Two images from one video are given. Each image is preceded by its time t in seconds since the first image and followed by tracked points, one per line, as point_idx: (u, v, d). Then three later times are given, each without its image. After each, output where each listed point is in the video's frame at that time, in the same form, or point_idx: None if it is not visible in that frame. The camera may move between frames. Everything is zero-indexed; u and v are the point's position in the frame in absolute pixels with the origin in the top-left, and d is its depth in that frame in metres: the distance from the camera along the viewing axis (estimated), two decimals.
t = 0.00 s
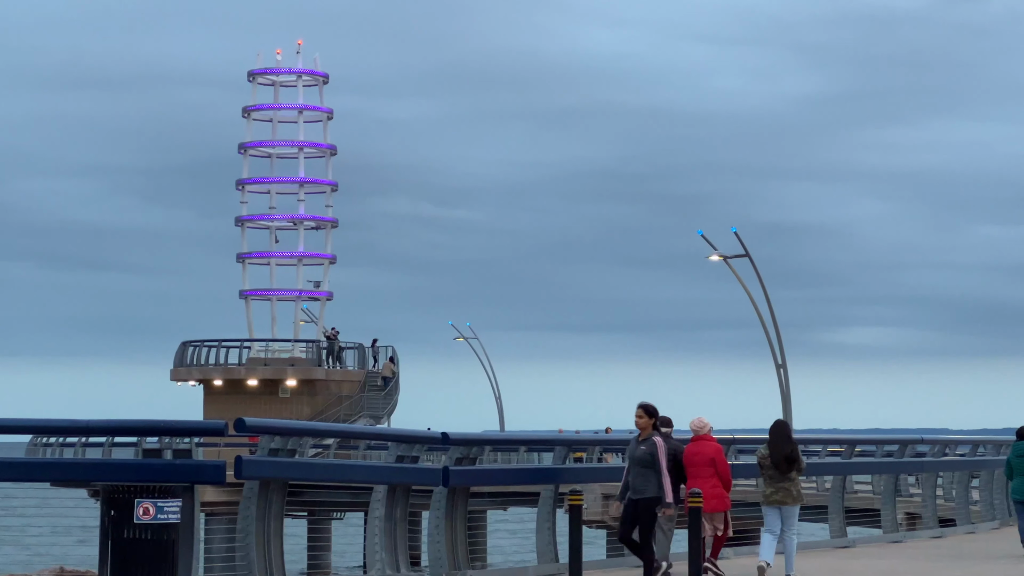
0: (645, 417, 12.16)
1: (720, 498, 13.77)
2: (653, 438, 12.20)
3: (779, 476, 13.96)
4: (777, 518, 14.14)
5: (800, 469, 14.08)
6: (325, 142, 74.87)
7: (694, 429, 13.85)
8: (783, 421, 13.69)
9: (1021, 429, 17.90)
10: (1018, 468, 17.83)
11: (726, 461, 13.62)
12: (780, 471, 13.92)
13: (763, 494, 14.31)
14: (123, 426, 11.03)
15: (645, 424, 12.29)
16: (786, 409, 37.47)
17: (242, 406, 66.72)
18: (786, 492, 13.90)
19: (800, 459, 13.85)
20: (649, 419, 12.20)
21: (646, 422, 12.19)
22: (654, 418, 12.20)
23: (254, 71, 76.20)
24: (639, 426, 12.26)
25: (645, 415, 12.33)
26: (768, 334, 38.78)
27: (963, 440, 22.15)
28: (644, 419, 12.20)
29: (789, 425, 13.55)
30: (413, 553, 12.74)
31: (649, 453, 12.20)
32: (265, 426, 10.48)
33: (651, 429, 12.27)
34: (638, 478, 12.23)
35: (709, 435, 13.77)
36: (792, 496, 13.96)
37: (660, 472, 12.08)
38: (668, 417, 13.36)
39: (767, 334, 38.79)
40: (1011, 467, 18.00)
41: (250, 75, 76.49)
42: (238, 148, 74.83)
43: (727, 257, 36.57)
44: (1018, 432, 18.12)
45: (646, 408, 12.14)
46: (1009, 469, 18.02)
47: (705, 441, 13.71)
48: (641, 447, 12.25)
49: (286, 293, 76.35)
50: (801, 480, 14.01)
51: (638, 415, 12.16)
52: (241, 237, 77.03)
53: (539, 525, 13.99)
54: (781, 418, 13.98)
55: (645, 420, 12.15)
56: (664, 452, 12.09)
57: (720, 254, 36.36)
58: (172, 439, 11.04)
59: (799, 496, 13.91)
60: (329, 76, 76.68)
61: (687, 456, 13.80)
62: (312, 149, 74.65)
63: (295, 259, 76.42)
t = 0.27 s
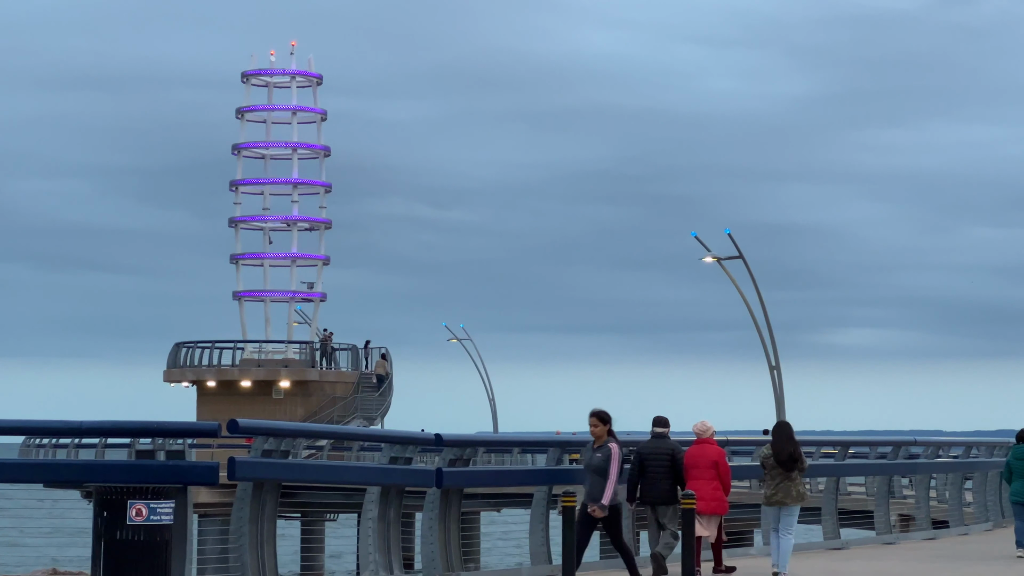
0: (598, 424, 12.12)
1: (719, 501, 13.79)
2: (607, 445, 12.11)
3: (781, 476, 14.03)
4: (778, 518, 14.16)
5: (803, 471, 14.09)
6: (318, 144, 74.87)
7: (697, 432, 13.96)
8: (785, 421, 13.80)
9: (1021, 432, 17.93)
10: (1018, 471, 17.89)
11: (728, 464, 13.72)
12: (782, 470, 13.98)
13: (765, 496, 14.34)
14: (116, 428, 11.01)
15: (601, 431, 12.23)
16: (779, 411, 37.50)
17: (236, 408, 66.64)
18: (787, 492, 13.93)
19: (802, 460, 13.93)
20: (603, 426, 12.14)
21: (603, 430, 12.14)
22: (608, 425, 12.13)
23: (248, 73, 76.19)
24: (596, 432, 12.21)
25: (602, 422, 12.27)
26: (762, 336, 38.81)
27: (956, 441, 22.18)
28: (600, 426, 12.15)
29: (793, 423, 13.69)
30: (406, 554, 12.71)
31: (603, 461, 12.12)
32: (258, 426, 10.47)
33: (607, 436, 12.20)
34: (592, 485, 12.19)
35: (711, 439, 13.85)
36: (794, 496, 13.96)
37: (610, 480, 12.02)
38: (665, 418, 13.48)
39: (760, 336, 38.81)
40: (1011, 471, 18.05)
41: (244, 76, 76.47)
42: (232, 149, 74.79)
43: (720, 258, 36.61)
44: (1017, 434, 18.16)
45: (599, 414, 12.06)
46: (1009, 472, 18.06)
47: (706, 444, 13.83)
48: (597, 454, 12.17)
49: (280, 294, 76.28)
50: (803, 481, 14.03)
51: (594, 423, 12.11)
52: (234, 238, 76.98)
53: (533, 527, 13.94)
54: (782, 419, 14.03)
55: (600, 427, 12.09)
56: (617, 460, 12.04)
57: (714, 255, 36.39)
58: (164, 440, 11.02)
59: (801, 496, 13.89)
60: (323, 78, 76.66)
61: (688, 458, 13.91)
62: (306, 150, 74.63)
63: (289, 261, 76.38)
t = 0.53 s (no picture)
0: (552, 422, 12.05)
1: (721, 503, 13.82)
2: (564, 441, 12.12)
3: (777, 478, 14.02)
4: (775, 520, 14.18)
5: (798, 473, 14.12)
6: (310, 145, 74.82)
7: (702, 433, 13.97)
8: (780, 425, 13.78)
9: (1019, 434, 17.93)
10: (1015, 472, 17.91)
11: (730, 467, 13.77)
12: (777, 473, 13.98)
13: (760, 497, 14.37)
14: (108, 429, 11.00)
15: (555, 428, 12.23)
16: (770, 413, 37.52)
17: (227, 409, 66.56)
18: (782, 493, 13.96)
19: (797, 463, 13.95)
20: (555, 424, 12.10)
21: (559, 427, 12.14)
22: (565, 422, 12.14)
23: (239, 74, 76.16)
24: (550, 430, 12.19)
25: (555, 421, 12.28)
26: (753, 338, 38.83)
27: (947, 443, 22.20)
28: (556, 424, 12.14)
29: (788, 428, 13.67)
30: (397, 556, 12.71)
31: (560, 456, 12.09)
32: (249, 428, 10.46)
33: (559, 433, 12.18)
34: (546, 481, 12.10)
35: (716, 440, 13.87)
36: (788, 498, 14.02)
37: (567, 474, 11.97)
38: (663, 420, 13.54)
39: (752, 338, 38.83)
40: (1007, 472, 18.06)
41: (235, 77, 76.42)
42: (223, 150, 74.74)
43: (711, 260, 36.61)
44: (1015, 435, 18.16)
45: (554, 414, 12.04)
46: (1005, 474, 18.07)
47: (710, 445, 13.87)
48: (552, 450, 12.14)
49: (271, 294, 76.20)
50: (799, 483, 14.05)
51: (546, 422, 12.06)
52: (225, 239, 76.90)
53: (524, 529, 13.95)
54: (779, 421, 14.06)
55: (557, 423, 12.06)
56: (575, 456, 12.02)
57: (705, 257, 36.41)
58: (155, 441, 11.00)
59: (794, 498, 13.97)
60: (315, 79, 76.64)
61: (691, 459, 13.94)
62: (297, 151, 74.60)
63: (280, 262, 76.32)
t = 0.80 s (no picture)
0: (513, 428, 11.09)
1: (720, 502, 13.84)
2: (524, 446, 11.22)
3: (770, 476, 14.05)
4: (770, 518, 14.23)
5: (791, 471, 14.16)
6: (300, 144, 74.78)
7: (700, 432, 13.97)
8: (772, 423, 13.81)
9: (1013, 434, 17.95)
10: (1008, 472, 17.94)
11: (728, 467, 13.79)
12: (769, 472, 14.01)
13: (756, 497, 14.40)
14: (98, 429, 10.99)
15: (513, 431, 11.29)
16: (760, 412, 37.58)
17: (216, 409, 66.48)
18: (775, 492, 13.98)
19: (789, 461, 13.98)
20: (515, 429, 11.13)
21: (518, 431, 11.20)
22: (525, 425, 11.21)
23: (230, 73, 76.11)
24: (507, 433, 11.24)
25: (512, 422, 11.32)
26: (743, 337, 38.90)
27: (936, 443, 22.26)
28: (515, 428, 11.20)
29: (780, 427, 13.71)
30: (387, 556, 12.72)
31: (520, 462, 11.21)
32: (240, 427, 10.46)
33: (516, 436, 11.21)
34: (505, 487, 11.23)
35: (714, 440, 13.89)
36: (782, 496, 14.03)
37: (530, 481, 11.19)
38: (665, 421, 13.64)
39: (742, 337, 38.90)
40: (999, 472, 18.09)
41: (225, 77, 76.36)
42: (213, 150, 74.67)
43: (700, 260, 36.66)
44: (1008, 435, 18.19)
45: (513, 418, 11.09)
46: (998, 474, 18.10)
47: (709, 445, 13.90)
48: (510, 455, 11.23)
49: (261, 294, 76.13)
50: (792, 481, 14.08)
51: (504, 428, 11.10)
52: (215, 239, 76.81)
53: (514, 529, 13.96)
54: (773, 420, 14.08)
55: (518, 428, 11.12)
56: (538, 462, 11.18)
57: (695, 257, 36.45)
58: (145, 441, 10.99)
59: (788, 496, 13.97)
60: (305, 79, 76.60)
61: (692, 459, 13.96)
62: (287, 151, 74.56)
63: (270, 262, 76.26)
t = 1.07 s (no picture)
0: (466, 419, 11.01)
1: (716, 503, 13.87)
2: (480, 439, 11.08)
3: (764, 475, 14.06)
4: (765, 518, 14.26)
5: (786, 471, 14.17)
6: (289, 143, 74.69)
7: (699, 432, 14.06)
8: (767, 423, 13.86)
9: (1001, 434, 18.00)
10: (996, 472, 17.99)
11: (724, 468, 13.84)
12: (764, 471, 14.02)
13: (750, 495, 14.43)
14: (85, 428, 10.99)
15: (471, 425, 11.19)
16: (748, 412, 37.64)
17: (204, 407, 66.39)
18: (770, 491, 14.00)
19: (784, 460, 13.97)
20: (470, 420, 11.06)
21: (474, 424, 11.10)
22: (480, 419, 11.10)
23: (219, 72, 75.99)
24: (464, 426, 11.15)
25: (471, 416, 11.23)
26: (733, 338, 38.92)
27: (924, 443, 22.31)
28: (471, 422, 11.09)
29: (774, 427, 13.77)
30: (376, 555, 12.74)
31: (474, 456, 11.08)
32: (228, 426, 10.45)
33: (475, 429, 11.13)
34: (461, 481, 11.13)
35: (712, 440, 13.96)
36: (778, 495, 14.04)
37: (483, 475, 11.05)
38: (665, 420, 14.11)
39: (731, 338, 38.92)
40: (989, 473, 18.13)
41: (214, 75, 76.22)
42: (202, 148, 74.54)
43: (690, 260, 36.67)
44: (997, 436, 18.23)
45: (469, 411, 11.01)
46: (987, 475, 18.14)
47: (707, 446, 13.97)
48: (465, 449, 11.12)
49: (250, 294, 76.03)
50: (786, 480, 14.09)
51: (460, 419, 11.03)
52: (204, 237, 76.69)
53: (502, 528, 13.98)
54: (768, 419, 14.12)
55: (473, 420, 11.01)
56: (492, 456, 11.03)
57: (684, 257, 36.47)
58: (133, 440, 11.00)
59: (782, 495, 13.98)
60: (294, 78, 76.50)
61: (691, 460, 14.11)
62: (276, 150, 74.46)
63: (259, 260, 76.16)
